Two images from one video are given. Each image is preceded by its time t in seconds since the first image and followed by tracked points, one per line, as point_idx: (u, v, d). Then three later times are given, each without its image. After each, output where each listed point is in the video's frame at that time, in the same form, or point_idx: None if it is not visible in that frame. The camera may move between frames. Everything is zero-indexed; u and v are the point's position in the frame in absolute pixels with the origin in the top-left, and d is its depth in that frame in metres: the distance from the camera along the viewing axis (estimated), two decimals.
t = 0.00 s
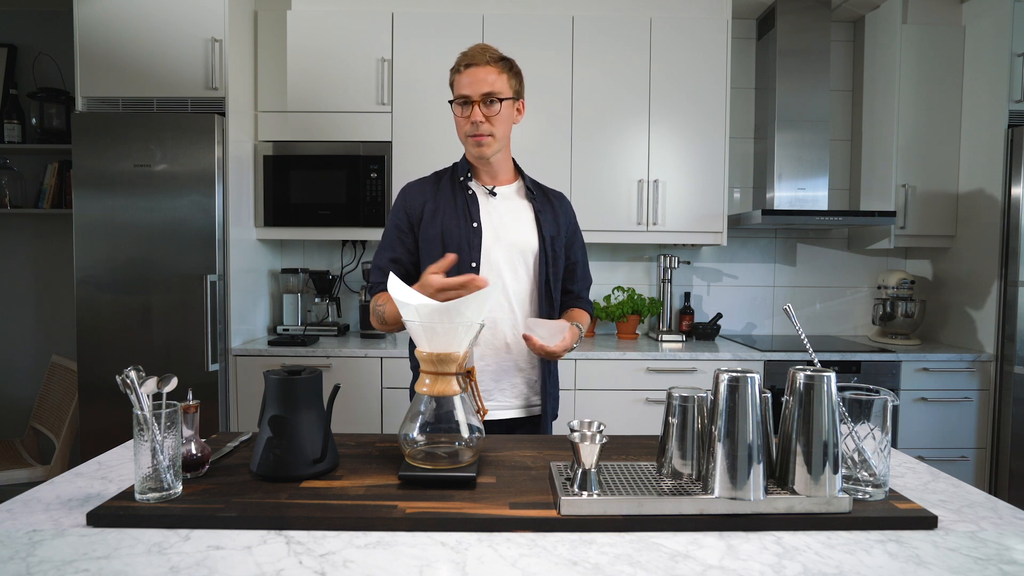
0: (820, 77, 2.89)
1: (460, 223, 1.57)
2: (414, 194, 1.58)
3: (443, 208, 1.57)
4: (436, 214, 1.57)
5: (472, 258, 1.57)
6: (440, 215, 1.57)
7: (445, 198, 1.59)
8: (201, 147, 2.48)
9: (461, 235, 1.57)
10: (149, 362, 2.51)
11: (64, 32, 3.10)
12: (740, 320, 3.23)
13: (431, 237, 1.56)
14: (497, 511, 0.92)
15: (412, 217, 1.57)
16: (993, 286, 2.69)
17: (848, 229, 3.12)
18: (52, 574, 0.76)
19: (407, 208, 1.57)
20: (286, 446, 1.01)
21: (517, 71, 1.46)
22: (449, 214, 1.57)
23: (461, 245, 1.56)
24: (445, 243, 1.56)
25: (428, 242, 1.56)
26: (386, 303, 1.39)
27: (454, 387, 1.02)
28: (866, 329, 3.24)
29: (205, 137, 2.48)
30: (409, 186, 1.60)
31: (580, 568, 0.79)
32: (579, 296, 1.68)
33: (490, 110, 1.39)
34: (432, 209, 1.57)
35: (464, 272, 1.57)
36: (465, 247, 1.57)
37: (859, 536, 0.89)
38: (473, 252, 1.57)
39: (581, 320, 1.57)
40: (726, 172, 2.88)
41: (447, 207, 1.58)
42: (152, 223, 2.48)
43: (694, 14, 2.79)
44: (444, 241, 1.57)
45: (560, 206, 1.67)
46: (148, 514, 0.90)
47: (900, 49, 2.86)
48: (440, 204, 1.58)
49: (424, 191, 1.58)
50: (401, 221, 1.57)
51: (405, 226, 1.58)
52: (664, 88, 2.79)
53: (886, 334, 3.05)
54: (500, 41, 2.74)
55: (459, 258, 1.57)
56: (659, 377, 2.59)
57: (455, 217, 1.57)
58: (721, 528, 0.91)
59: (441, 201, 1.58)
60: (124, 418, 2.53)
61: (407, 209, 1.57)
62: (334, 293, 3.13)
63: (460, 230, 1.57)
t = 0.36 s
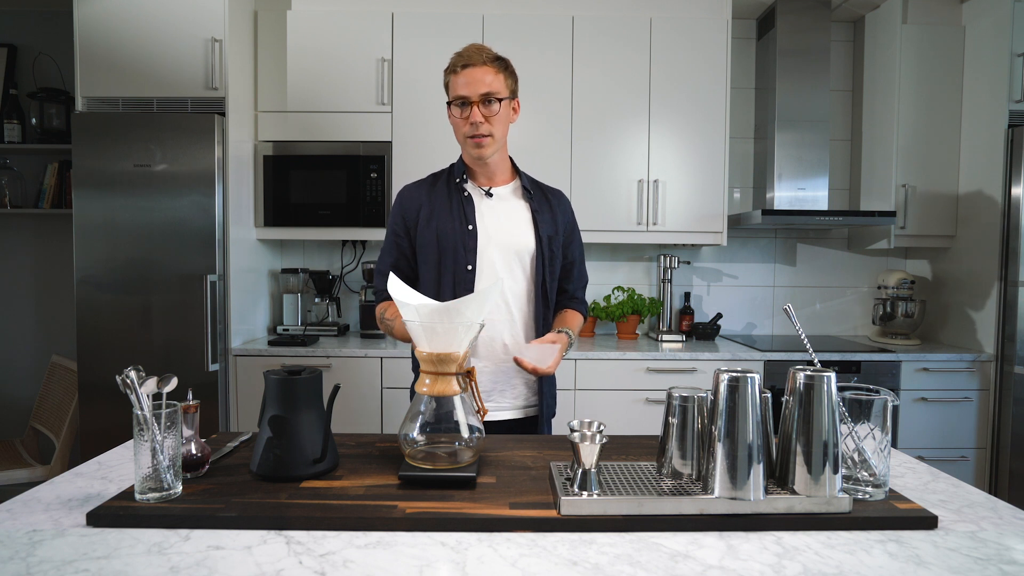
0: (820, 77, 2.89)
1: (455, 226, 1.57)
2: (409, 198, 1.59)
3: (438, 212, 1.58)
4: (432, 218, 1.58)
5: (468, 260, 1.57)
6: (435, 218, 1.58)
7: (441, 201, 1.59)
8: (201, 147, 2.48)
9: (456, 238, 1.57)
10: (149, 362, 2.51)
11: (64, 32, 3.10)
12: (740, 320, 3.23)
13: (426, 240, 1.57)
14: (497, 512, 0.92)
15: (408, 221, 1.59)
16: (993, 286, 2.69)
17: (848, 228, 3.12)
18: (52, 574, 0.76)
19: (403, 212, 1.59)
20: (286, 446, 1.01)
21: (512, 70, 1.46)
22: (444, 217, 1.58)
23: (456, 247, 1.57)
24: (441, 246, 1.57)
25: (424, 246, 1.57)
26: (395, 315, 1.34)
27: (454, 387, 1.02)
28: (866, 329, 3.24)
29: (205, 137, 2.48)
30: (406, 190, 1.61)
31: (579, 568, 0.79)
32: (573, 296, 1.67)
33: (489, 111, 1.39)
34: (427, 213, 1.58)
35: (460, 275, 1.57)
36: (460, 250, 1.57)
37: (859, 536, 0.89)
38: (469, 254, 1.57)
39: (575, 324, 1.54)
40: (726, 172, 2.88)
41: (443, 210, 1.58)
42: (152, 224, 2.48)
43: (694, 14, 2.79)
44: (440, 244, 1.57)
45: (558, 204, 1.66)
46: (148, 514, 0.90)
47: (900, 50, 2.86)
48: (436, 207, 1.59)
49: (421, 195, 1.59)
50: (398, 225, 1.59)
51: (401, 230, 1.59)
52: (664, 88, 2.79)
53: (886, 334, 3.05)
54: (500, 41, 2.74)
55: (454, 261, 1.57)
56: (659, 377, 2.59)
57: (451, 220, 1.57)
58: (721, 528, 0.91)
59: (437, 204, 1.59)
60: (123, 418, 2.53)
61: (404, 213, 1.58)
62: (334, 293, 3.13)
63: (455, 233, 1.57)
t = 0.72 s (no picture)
0: (821, 77, 2.89)
1: (455, 227, 1.57)
2: (409, 199, 1.59)
3: (437, 213, 1.58)
4: (431, 219, 1.58)
5: (467, 261, 1.57)
6: (434, 220, 1.58)
7: (440, 202, 1.59)
8: (201, 147, 2.48)
9: (456, 239, 1.57)
10: (149, 362, 2.51)
11: (64, 32, 3.10)
12: (740, 320, 3.23)
13: (426, 241, 1.57)
14: (497, 512, 0.92)
15: (408, 221, 1.59)
16: (993, 286, 2.69)
17: (848, 228, 3.12)
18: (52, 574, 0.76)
19: (403, 213, 1.58)
20: (286, 446, 1.01)
21: (512, 72, 1.46)
22: (444, 218, 1.57)
23: (455, 248, 1.57)
24: (440, 247, 1.57)
25: (423, 247, 1.57)
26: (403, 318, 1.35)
27: (454, 386, 1.02)
28: (866, 329, 3.24)
29: (204, 137, 2.48)
30: (405, 190, 1.60)
31: (579, 568, 0.79)
32: (570, 296, 1.66)
33: (489, 113, 1.39)
34: (427, 214, 1.58)
35: (459, 276, 1.57)
36: (460, 251, 1.57)
37: (859, 536, 0.89)
38: (468, 256, 1.57)
39: (566, 326, 1.55)
40: (726, 172, 2.88)
41: (442, 211, 1.58)
42: (152, 224, 2.48)
43: (694, 14, 2.79)
44: (439, 245, 1.57)
45: (557, 204, 1.66)
46: (148, 514, 0.90)
47: (900, 50, 2.86)
48: (435, 208, 1.58)
49: (420, 195, 1.59)
50: (397, 225, 1.58)
51: (401, 230, 1.59)
52: (663, 88, 2.79)
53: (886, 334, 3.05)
54: (500, 41, 2.74)
55: (454, 262, 1.57)
56: (659, 377, 2.59)
57: (450, 221, 1.57)
58: (721, 528, 0.91)
59: (436, 205, 1.59)
60: (123, 418, 2.53)
61: (403, 214, 1.58)
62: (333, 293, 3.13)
63: (454, 234, 1.57)
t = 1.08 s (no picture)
0: (821, 77, 2.89)
1: (456, 227, 1.57)
2: (411, 199, 1.59)
3: (439, 213, 1.58)
4: (433, 219, 1.57)
5: (469, 261, 1.57)
6: (437, 219, 1.57)
7: (442, 202, 1.59)
8: (201, 147, 2.48)
9: (457, 238, 1.57)
10: (149, 362, 2.51)
11: (64, 32, 3.10)
12: (740, 320, 3.23)
13: (428, 241, 1.57)
14: (497, 512, 0.92)
15: (410, 221, 1.58)
16: (993, 287, 2.69)
17: (848, 228, 3.12)
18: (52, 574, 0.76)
19: (404, 213, 1.58)
20: (286, 446, 1.02)
21: (516, 73, 1.46)
22: (445, 218, 1.57)
23: (457, 248, 1.57)
24: (442, 247, 1.57)
25: (425, 246, 1.57)
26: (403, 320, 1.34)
27: (454, 387, 1.02)
28: (866, 329, 3.24)
29: (204, 137, 2.48)
30: (407, 190, 1.60)
31: (579, 568, 0.79)
32: (570, 296, 1.66)
33: (492, 111, 1.39)
34: (428, 214, 1.58)
35: (461, 276, 1.58)
36: (462, 250, 1.57)
37: (859, 536, 0.89)
38: (470, 255, 1.57)
39: (567, 324, 1.54)
40: (726, 172, 2.88)
41: (444, 211, 1.58)
42: (152, 223, 2.48)
43: (694, 14, 2.79)
44: (441, 245, 1.57)
45: (556, 205, 1.66)
46: (148, 514, 0.90)
47: (900, 50, 2.86)
48: (436, 208, 1.58)
49: (421, 195, 1.59)
50: (398, 225, 1.58)
51: (402, 229, 1.58)
52: (663, 88, 2.79)
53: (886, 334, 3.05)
54: (500, 41, 2.74)
55: (456, 262, 1.57)
56: (659, 377, 2.59)
57: (452, 221, 1.57)
58: (721, 528, 0.91)
59: (438, 205, 1.59)
60: (124, 418, 2.53)
61: (405, 213, 1.58)
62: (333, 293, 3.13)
63: (456, 234, 1.57)
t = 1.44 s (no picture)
0: (820, 77, 2.89)
1: (454, 226, 1.58)
2: (408, 200, 1.60)
3: (436, 213, 1.58)
4: (430, 219, 1.58)
5: (466, 260, 1.57)
6: (434, 220, 1.58)
7: (440, 202, 1.60)
8: (201, 147, 2.48)
9: (455, 238, 1.57)
10: (149, 362, 2.51)
11: (64, 32, 3.10)
12: (740, 320, 3.23)
13: (425, 242, 1.57)
14: (498, 512, 0.92)
15: (407, 222, 1.59)
16: (993, 287, 2.69)
17: (848, 228, 3.12)
18: (51, 574, 0.76)
19: (402, 215, 1.59)
20: (286, 446, 1.02)
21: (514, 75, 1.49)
22: (443, 218, 1.58)
23: (455, 247, 1.57)
24: (440, 247, 1.57)
25: (423, 247, 1.57)
26: (399, 323, 1.33)
27: (454, 387, 1.01)
28: (866, 329, 3.24)
29: (204, 137, 2.48)
30: (404, 192, 1.61)
31: (579, 568, 0.79)
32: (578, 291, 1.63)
33: (500, 105, 1.40)
34: (426, 215, 1.58)
35: (459, 274, 1.57)
36: (460, 249, 1.57)
37: (859, 536, 0.89)
38: (468, 254, 1.57)
39: (580, 313, 1.47)
40: (726, 172, 2.88)
41: (442, 211, 1.59)
42: (152, 223, 2.48)
43: (694, 14, 2.79)
44: (439, 245, 1.57)
45: (554, 203, 1.65)
46: (148, 514, 0.90)
47: (900, 50, 2.86)
48: (434, 209, 1.59)
49: (419, 197, 1.60)
50: (396, 228, 1.59)
51: (400, 231, 1.59)
52: (663, 88, 2.78)
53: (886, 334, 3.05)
54: (499, 41, 2.74)
55: (454, 260, 1.57)
56: (659, 377, 2.59)
57: (449, 221, 1.58)
58: (721, 528, 0.91)
59: (435, 206, 1.59)
60: (124, 418, 2.53)
61: (402, 214, 1.59)
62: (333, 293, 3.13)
63: (454, 233, 1.57)
